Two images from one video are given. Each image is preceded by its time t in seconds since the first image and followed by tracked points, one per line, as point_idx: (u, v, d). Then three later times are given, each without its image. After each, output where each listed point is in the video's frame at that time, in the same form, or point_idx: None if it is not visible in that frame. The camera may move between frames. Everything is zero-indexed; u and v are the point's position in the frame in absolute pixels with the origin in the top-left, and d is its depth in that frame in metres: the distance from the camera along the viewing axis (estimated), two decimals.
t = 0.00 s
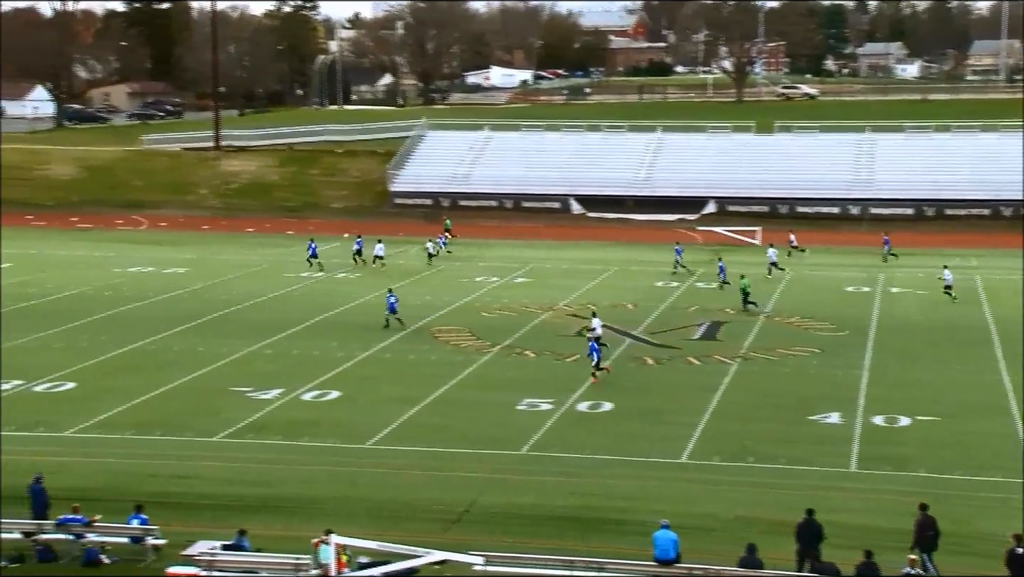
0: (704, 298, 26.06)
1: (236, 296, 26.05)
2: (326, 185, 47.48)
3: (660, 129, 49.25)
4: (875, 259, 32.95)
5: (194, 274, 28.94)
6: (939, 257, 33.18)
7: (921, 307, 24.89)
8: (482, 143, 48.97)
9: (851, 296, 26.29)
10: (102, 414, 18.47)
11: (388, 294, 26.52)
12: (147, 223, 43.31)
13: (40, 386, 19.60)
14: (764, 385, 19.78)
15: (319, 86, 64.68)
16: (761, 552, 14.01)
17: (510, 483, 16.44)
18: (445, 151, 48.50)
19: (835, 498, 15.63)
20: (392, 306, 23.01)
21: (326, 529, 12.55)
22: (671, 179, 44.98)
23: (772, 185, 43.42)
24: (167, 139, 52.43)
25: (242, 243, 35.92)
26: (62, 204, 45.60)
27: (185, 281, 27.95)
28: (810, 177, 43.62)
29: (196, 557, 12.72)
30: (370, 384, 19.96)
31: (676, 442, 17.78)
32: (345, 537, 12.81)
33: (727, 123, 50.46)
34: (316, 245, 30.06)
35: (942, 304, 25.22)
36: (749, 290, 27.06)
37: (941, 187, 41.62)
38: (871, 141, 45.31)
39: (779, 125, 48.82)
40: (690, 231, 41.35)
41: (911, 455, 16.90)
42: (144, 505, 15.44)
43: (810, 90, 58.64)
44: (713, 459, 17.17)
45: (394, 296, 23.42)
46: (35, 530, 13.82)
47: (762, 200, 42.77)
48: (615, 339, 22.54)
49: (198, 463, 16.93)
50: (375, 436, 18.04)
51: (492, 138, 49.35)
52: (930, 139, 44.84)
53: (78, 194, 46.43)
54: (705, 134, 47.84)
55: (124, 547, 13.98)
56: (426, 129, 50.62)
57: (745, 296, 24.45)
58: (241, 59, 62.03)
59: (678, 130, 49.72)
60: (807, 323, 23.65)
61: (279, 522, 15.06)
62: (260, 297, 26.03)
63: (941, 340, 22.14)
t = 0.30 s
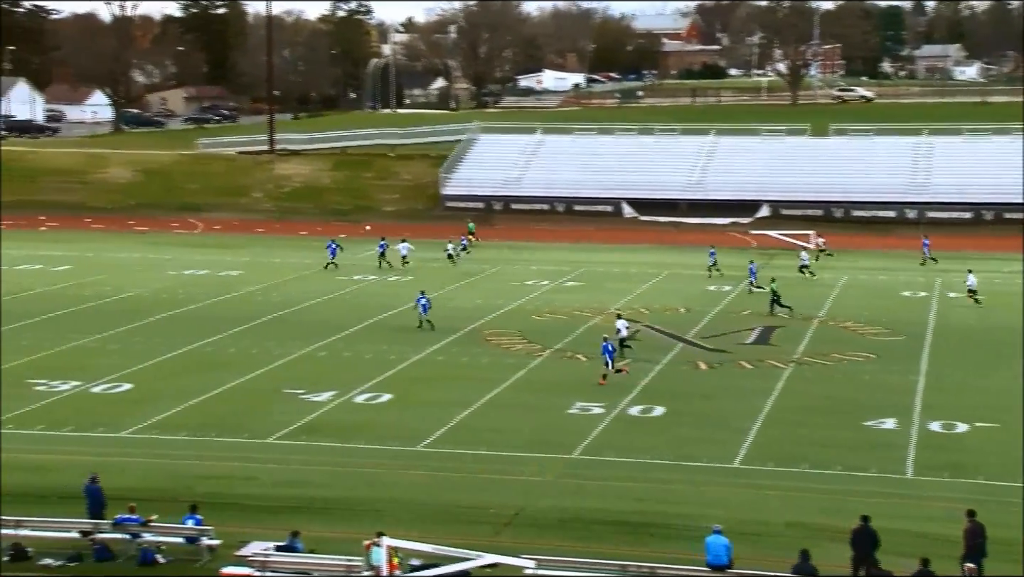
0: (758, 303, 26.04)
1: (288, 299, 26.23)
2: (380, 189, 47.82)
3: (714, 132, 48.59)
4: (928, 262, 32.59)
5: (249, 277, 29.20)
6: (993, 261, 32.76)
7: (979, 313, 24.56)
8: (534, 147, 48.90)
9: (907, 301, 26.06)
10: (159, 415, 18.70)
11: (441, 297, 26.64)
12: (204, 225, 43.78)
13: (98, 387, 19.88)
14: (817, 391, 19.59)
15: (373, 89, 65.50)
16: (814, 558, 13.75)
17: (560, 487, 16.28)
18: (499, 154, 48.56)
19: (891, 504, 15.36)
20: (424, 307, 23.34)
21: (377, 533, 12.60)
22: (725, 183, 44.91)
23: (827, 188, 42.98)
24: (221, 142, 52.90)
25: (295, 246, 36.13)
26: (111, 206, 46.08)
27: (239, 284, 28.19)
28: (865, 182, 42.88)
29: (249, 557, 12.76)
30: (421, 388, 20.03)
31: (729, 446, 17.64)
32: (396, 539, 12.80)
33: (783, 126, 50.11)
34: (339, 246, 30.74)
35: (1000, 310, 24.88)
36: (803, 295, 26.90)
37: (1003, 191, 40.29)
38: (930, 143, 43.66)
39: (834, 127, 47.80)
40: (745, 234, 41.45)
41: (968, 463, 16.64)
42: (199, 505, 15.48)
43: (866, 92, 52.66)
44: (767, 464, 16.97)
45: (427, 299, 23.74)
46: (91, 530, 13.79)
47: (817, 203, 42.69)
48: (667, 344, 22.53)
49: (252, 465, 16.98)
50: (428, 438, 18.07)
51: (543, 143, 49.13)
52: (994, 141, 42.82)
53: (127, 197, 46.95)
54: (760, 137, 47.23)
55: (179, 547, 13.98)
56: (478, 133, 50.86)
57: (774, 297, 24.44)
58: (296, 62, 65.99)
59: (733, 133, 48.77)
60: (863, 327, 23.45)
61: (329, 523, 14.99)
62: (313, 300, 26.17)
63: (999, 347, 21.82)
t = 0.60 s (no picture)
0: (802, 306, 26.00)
1: (328, 302, 26.25)
2: (421, 192, 47.83)
3: (756, 134, 48.30)
4: (971, 267, 32.37)
5: (290, 280, 29.28)
6: None
7: None
8: (576, 151, 48.93)
9: (951, 305, 25.94)
10: (201, 418, 18.76)
11: (482, 300, 26.70)
12: (246, 229, 44.05)
13: (142, 389, 19.99)
14: (859, 397, 19.45)
15: (414, 91, 54.93)
16: (856, 564, 13.47)
17: (599, 491, 16.12)
18: (541, 156, 48.65)
19: (935, 510, 15.12)
20: (447, 309, 23.54)
21: (418, 535, 12.60)
22: (768, 186, 44.71)
23: (873, 191, 42.98)
24: (261, 146, 53.15)
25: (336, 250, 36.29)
26: (145, 210, 46.37)
27: (279, 287, 28.28)
28: (912, 184, 42.94)
29: (291, 559, 12.66)
30: (463, 391, 20.08)
31: (770, 451, 17.51)
32: (436, 542, 12.79)
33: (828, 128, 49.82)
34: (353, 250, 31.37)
35: None
36: (846, 298, 26.78)
37: None
38: (975, 147, 44.28)
39: (878, 130, 47.49)
40: (787, 237, 41.36)
41: (1012, 468, 16.45)
42: (241, 507, 15.40)
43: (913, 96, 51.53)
44: (810, 468, 16.80)
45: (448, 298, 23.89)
46: (136, 530, 13.70)
47: (861, 207, 42.41)
48: (709, 347, 22.51)
49: (293, 467, 16.89)
50: (467, 441, 18.04)
51: (585, 145, 49.22)
52: None
53: (160, 201, 47.24)
54: (803, 138, 47.11)
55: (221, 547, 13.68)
56: (521, 135, 50.17)
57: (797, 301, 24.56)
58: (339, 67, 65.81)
59: (777, 134, 48.36)
60: (908, 331, 23.33)
61: (368, 525, 14.86)
62: (354, 303, 26.18)
63: None
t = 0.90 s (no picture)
0: (832, 311, 25.91)
1: (357, 307, 26.34)
2: (449, 197, 47.84)
3: (788, 139, 48.39)
4: (1002, 272, 32.20)
5: (320, 284, 29.42)
6: None
7: None
8: (605, 155, 48.86)
9: (984, 310, 25.82)
10: (231, 421, 18.85)
11: (511, 304, 26.74)
12: (277, 233, 44.28)
13: (172, 393, 20.09)
14: (890, 403, 19.37)
15: (444, 98, 66.25)
16: (888, 571, 13.32)
17: (629, 495, 16.08)
18: (570, 163, 48.56)
19: (968, 517, 14.98)
20: (456, 313, 23.60)
21: (446, 540, 12.77)
22: (797, 191, 44.45)
23: (905, 195, 42.68)
24: (291, 151, 53.39)
25: (366, 254, 36.51)
26: (171, 213, 46.68)
27: (310, 291, 28.43)
28: (943, 188, 42.75)
29: (319, 563, 12.44)
30: (492, 396, 20.10)
31: (801, 456, 17.42)
32: (466, 547, 12.95)
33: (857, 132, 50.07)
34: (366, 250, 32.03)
35: None
36: (876, 303, 26.70)
37: None
38: (1009, 151, 44.06)
39: (910, 134, 47.53)
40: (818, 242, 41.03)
41: None
42: (271, 510, 15.43)
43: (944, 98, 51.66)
44: (840, 475, 16.68)
45: (458, 301, 24.01)
46: (165, 534, 13.58)
47: (891, 212, 41.88)
48: (738, 352, 22.48)
49: (323, 471, 16.92)
50: (497, 446, 18.02)
51: (614, 150, 49.20)
52: None
53: (186, 204, 47.55)
54: (833, 144, 47.13)
55: (250, 550, 13.69)
56: (550, 141, 50.47)
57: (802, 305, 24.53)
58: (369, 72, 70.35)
59: (806, 140, 48.60)
60: (939, 336, 23.24)
61: (398, 529, 14.85)
62: (384, 307, 26.30)
63: None
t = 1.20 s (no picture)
0: (854, 316, 25.78)
1: (377, 310, 26.39)
2: (468, 200, 47.86)
3: (808, 143, 48.44)
4: None
5: (341, 287, 29.49)
6: None
7: None
8: (625, 160, 48.87)
9: (1008, 315, 25.70)
10: (252, 424, 18.90)
11: (531, 308, 26.75)
12: (298, 237, 44.40)
13: (193, 396, 20.15)
14: (912, 407, 19.30)
15: (465, 101, 65.57)
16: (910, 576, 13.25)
17: (649, 500, 16.04)
18: (590, 167, 48.65)
19: (991, 522, 14.89)
20: (457, 315, 23.65)
21: (467, 543, 12.59)
22: (818, 195, 44.34)
23: (927, 200, 42.46)
24: (313, 154, 53.41)
25: (387, 257, 36.62)
26: (188, 216, 46.88)
27: (331, 294, 28.51)
28: (965, 192, 42.55)
29: (340, 566, 12.47)
30: (512, 400, 20.10)
31: (821, 461, 17.36)
32: (486, 551, 12.86)
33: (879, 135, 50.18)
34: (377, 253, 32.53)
35: None
36: (899, 307, 26.60)
37: None
38: None
39: (932, 137, 47.49)
40: (838, 245, 41.01)
41: None
42: (293, 513, 15.43)
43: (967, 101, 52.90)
44: (862, 479, 16.61)
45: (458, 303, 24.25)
46: (187, 536, 13.51)
47: (913, 216, 41.43)
48: (759, 356, 22.45)
49: (344, 474, 16.93)
50: (517, 449, 18.01)
51: (635, 153, 49.23)
52: None
53: (204, 206, 47.73)
54: (854, 148, 47.08)
55: (271, 552, 13.71)
56: (571, 144, 50.55)
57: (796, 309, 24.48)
58: (390, 75, 69.57)
59: (827, 144, 48.66)
60: (962, 341, 23.16)
61: (419, 532, 14.85)
62: (405, 311, 26.35)
63: None
